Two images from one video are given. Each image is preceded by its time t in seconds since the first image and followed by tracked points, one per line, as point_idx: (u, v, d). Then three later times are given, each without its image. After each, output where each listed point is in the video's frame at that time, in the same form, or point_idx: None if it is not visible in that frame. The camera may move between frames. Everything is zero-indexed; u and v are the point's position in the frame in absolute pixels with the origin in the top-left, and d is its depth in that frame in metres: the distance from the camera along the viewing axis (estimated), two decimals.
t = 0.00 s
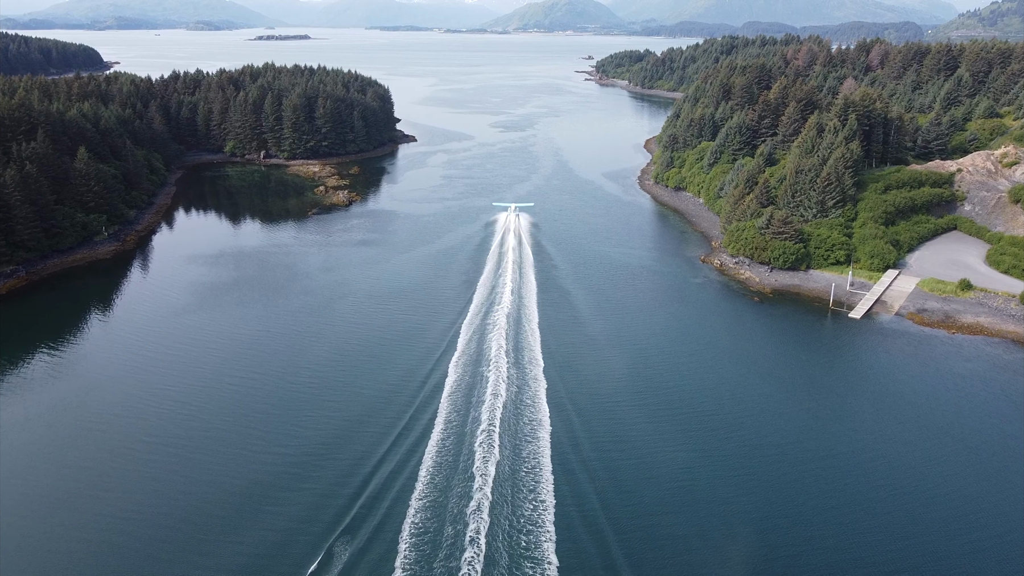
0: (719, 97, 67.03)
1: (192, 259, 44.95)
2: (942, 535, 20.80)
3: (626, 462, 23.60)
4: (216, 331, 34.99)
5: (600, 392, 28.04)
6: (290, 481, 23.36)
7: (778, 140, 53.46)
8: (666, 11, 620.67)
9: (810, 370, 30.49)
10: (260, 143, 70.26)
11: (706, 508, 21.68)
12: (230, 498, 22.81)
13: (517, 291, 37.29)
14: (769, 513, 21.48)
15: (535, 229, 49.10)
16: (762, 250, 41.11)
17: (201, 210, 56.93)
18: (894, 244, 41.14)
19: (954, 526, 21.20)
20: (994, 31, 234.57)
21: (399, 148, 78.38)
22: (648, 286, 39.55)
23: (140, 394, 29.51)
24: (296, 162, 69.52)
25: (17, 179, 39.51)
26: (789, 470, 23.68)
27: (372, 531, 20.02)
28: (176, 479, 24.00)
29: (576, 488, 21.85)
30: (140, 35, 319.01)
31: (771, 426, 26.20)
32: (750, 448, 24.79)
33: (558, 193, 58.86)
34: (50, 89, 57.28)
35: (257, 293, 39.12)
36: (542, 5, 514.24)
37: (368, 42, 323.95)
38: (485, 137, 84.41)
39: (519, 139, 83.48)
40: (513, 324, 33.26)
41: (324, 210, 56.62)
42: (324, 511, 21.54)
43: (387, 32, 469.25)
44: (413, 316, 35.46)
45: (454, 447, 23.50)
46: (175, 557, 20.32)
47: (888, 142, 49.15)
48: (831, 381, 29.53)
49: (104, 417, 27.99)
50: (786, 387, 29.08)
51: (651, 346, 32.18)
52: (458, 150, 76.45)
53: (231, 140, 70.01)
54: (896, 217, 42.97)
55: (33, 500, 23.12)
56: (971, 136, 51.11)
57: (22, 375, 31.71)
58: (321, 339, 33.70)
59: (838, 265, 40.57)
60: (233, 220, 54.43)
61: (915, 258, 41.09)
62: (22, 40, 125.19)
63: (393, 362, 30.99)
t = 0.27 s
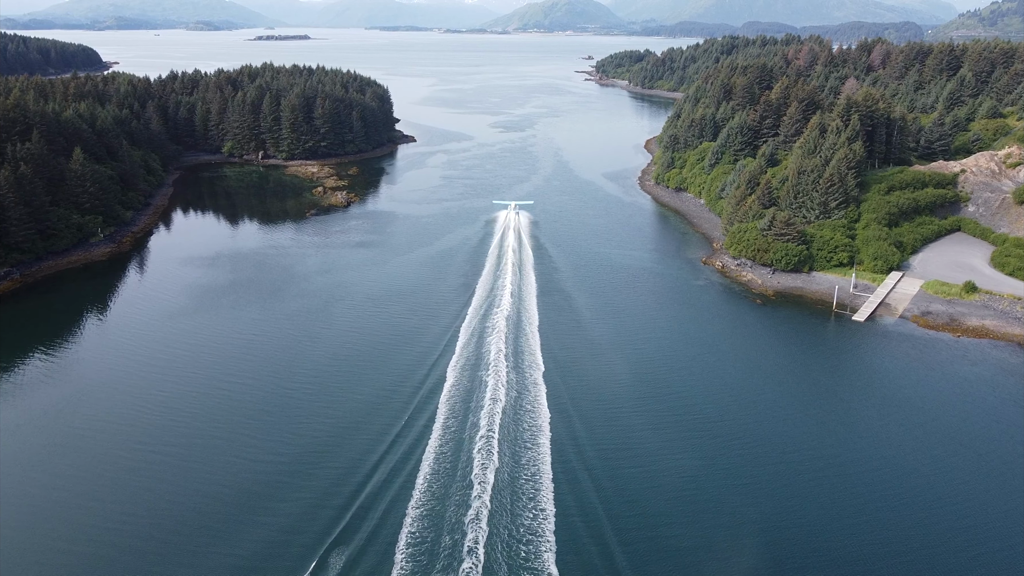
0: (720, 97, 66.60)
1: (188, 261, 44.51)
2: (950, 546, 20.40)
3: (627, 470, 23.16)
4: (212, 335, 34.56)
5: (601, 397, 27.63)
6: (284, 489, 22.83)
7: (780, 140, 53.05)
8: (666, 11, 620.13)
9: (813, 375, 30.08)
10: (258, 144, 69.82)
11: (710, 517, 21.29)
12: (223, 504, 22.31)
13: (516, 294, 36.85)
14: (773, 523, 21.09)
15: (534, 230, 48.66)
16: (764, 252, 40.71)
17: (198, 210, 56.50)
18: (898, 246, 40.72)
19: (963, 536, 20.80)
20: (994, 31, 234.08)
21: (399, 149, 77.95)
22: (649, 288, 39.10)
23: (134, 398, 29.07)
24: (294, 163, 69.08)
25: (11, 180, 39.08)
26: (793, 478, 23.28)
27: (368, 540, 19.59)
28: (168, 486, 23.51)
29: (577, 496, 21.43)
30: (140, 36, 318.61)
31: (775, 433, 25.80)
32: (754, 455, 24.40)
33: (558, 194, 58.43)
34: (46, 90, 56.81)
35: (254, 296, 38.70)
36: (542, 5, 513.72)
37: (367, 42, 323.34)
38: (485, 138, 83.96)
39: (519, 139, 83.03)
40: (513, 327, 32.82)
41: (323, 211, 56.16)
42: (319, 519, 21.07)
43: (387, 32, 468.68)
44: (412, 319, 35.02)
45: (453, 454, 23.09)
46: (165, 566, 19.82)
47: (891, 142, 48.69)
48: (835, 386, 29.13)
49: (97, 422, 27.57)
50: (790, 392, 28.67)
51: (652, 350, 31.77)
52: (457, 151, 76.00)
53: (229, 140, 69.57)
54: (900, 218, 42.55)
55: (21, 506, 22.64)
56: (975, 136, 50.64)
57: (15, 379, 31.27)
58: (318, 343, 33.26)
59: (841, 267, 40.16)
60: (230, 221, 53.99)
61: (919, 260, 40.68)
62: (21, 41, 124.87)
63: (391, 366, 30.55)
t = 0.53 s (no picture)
0: (720, 97, 66.16)
1: (184, 263, 44.08)
2: (959, 556, 20.02)
3: (627, 478, 22.77)
4: (207, 338, 34.16)
5: (602, 403, 27.21)
6: (280, 497, 22.41)
7: (782, 141, 52.62)
8: (665, 11, 619.58)
9: (817, 380, 29.68)
10: (256, 144, 69.35)
11: (714, 527, 20.87)
12: (217, 513, 21.90)
13: (516, 296, 36.45)
14: (778, 533, 20.68)
15: (534, 231, 48.26)
16: (766, 254, 40.30)
17: (195, 211, 56.04)
18: (901, 247, 40.37)
19: (971, 546, 20.41)
20: (994, 31, 233.60)
21: (398, 149, 77.50)
22: (650, 291, 38.71)
23: (127, 403, 28.62)
24: (292, 164, 68.62)
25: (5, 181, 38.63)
26: (797, 486, 22.89)
27: (363, 550, 19.18)
28: (160, 494, 23.10)
29: (578, 505, 21.02)
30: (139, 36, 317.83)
31: (779, 439, 25.40)
32: (758, 463, 24.00)
33: (557, 195, 58.00)
34: (42, 90, 56.37)
35: (251, 299, 38.26)
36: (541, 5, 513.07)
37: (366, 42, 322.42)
38: (484, 138, 83.49)
39: (519, 139, 82.57)
40: (512, 331, 32.41)
41: (320, 212, 55.70)
42: (314, 529, 20.65)
43: (386, 32, 467.91)
44: (409, 322, 34.62)
45: (450, 461, 22.67)
46: None
47: (894, 143, 48.27)
48: (839, 391, 28.73)
49: (89, 427, 27.13)
50: (792, 398, 28.28)
51: (653, 354, 31.36)
52: (457, 151, 75.56)
53: (227, 141, 69.12)
54: (903, 220, 42.18)
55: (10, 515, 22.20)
56: (977, 136, 50.25)
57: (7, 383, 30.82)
58: (315, 346, 32.87)
59: (844, 269, 39.76)
60: (227, 222, 53.57)
61: (923, 262, 40.29)
62: (18, 39, 124.21)
63: (388, 370, 30.16)
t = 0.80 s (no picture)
0: (721, 97, 65.76)
1: (180, 265, 43.60)
2: (968, 566, 19.59)
3: (628, 486, 22.32)
4: (202, 341, 33.68)
5: (603, 408, 26.78)
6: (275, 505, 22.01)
7: (783, 141, 52.19)
8: (665, 11, 619.06)
9: (821, 384, 29.27)
10: (254, 144, 68.89)
11: (717, 536, 20.46)
12: (211, 522, 21.49)
13: (515, 299, 35.98)
14: (783, 543, 20.25)
15: (534, 233, 47.80)
16: (768, 256, 39.89)
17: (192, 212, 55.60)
18: (904, 249, 39.95)
19: (981, 556, 19.99)
20: (994, 31, 233.18)
21: (397, 149, 77.07)
22: (651, 293, 38.27)
23: (119, 408, 28.16)
24: (291, 164, 68.17)
25: None
26: (802, 494, 22.44)
27: (358, 561, 18.76)
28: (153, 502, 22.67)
29: (578, 514, 20.60)
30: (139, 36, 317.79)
31: (783, 446, 24.97)
32: (762, 470, 23.56)
33: (557, 196, 57.58)
34: (37, 91, 55.89)
35: (247, 301, 37.82)
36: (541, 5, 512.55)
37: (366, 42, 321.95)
38: (484, 138, 83.07)
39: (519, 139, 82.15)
40: (511, 334, 31.95)
41: (318, 213, 55.22)
42: (310, 538, 20.22)
43: (385, 32, 467.45)
44: (408, 325, 34.19)
45: (448, 468, 22.23)
46: None
47: (896, 144, 47.85)
48: (844, 396, 28.31)
49: (81, 433, 26.69)
50: (796, 403, 27.85)
51: (655, 358, 30.93)
52: (456, 152, 75.10)
53: (224, 141, 68.62)
54: (906, 221, 41.76)
55: None
56: (980, 137, 49.82)
57: None
58: (311, 349, 32.42)
59: (847, 271, 39.33)
60: (224, 224, 53.10)
61: (926, 264, 39.90)
62: (17, 39, 123.83)
63: (386, 374, 29.72)
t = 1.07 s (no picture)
0: (722, 97, 65.36)
1: (175, 267, 43.16)
2: None
3: (630, 495, 21.89)
4: (198, 345, 33.24)
5: (604, 414, 26.37)
6: (268, 514, 21.56)
7: (785, 142, 51.76)
8: (665, 11, 618.49)
9: (825, 390, 28.87)
10: (251, 145, 68.41)
11: (721, 548, 20.05)
12: (203, 532, 21.03)
13: (514, 302, 35.53)
14: (788, 554, 19.84)
15: (533, 234, 47.37)
16: (770, 258, 39.47)
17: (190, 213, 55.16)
18: (908, 251, 39.54)
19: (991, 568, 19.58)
20: (994, 31, 232.86)
21: (396, 150, 76.63)
22: (652, 296, 37.85)
23: (112, 414, 27.71)
24: (289, 165, 67.70)
25: None
26: (806, 503, 22.02)
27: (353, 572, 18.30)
28: (146, 510, 22.22)
29: (579, 523, 20.18)
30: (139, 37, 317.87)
31: (787, 453, 24.57)
32: (766, 478, 23.15)
33: (557, 197, 57.16)
34: (33, 91, 55.46)
35: (243, 305, 37.38)
36: (541, 5, 512.08)
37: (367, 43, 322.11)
38: (483, 139, 82.62)
39: (518, 140, 81.69)
40: (510, 338, 31.51)
41: (316, 214, 54.77)
42: (304, 548, 19.77)
43: (386, 32, 467.30)
44: (406, 328, 33.77)
45: (446, 476, 21.80)
46: None
47: (899, 144, 47.42)
48: (848, 403, 27.90)
49: (74, 438, 26.26)
50: (799, 409, 27.43)
51: (656, 363, 30.54)
52: (455, 152, 74.66)
53: (222, 142, 68.19)
54: (909, 223, 41.35)
55: None
56: (984, 138, 49.38)
57: None
58: (308, 353, 31.99)
59: (850, 274, 38.91)
60: (221, 225, 52.65)
61: (930, 266, 39.50)
62: (16, 40, 123.49)
63: (383, 379, 29.28)
